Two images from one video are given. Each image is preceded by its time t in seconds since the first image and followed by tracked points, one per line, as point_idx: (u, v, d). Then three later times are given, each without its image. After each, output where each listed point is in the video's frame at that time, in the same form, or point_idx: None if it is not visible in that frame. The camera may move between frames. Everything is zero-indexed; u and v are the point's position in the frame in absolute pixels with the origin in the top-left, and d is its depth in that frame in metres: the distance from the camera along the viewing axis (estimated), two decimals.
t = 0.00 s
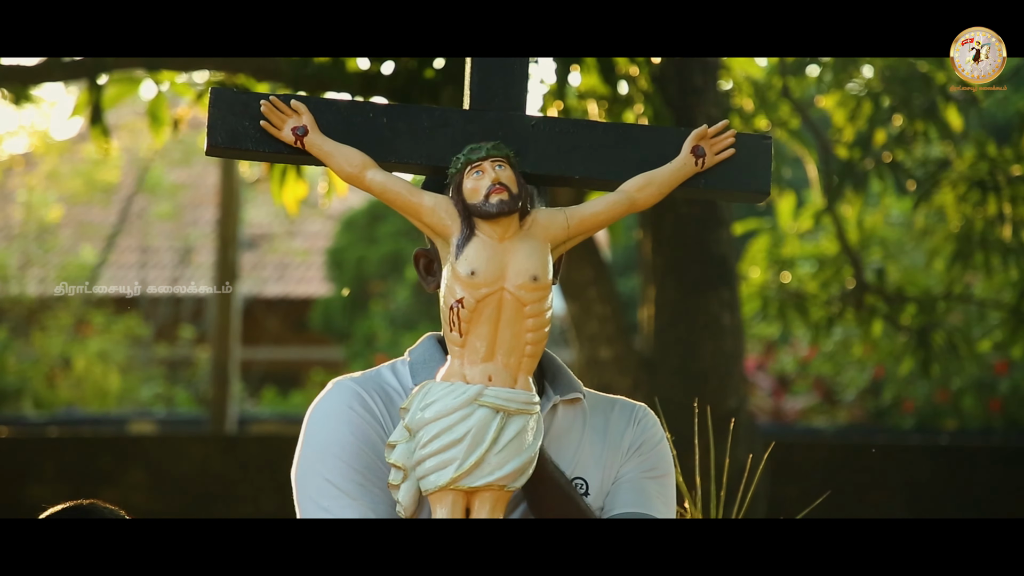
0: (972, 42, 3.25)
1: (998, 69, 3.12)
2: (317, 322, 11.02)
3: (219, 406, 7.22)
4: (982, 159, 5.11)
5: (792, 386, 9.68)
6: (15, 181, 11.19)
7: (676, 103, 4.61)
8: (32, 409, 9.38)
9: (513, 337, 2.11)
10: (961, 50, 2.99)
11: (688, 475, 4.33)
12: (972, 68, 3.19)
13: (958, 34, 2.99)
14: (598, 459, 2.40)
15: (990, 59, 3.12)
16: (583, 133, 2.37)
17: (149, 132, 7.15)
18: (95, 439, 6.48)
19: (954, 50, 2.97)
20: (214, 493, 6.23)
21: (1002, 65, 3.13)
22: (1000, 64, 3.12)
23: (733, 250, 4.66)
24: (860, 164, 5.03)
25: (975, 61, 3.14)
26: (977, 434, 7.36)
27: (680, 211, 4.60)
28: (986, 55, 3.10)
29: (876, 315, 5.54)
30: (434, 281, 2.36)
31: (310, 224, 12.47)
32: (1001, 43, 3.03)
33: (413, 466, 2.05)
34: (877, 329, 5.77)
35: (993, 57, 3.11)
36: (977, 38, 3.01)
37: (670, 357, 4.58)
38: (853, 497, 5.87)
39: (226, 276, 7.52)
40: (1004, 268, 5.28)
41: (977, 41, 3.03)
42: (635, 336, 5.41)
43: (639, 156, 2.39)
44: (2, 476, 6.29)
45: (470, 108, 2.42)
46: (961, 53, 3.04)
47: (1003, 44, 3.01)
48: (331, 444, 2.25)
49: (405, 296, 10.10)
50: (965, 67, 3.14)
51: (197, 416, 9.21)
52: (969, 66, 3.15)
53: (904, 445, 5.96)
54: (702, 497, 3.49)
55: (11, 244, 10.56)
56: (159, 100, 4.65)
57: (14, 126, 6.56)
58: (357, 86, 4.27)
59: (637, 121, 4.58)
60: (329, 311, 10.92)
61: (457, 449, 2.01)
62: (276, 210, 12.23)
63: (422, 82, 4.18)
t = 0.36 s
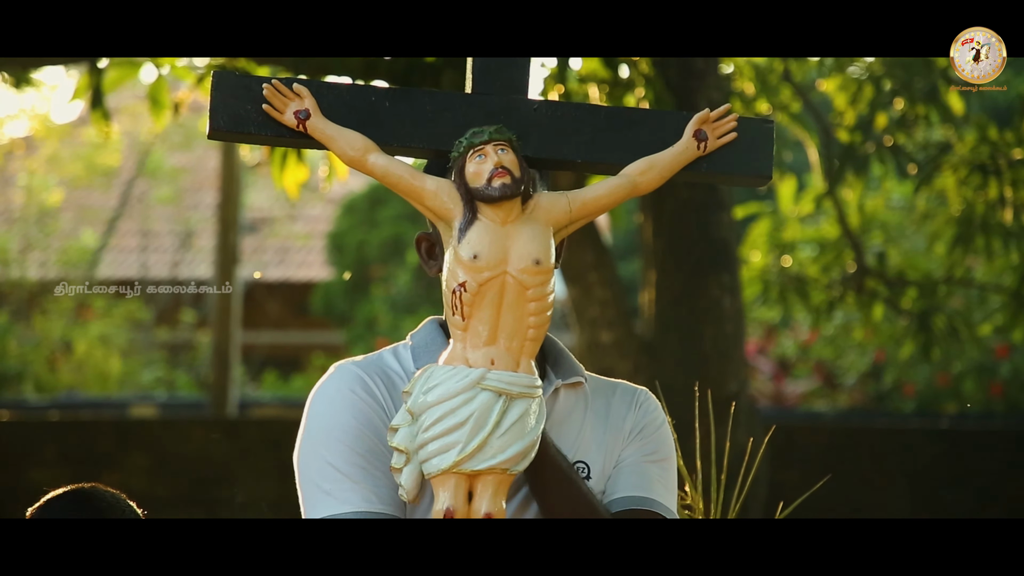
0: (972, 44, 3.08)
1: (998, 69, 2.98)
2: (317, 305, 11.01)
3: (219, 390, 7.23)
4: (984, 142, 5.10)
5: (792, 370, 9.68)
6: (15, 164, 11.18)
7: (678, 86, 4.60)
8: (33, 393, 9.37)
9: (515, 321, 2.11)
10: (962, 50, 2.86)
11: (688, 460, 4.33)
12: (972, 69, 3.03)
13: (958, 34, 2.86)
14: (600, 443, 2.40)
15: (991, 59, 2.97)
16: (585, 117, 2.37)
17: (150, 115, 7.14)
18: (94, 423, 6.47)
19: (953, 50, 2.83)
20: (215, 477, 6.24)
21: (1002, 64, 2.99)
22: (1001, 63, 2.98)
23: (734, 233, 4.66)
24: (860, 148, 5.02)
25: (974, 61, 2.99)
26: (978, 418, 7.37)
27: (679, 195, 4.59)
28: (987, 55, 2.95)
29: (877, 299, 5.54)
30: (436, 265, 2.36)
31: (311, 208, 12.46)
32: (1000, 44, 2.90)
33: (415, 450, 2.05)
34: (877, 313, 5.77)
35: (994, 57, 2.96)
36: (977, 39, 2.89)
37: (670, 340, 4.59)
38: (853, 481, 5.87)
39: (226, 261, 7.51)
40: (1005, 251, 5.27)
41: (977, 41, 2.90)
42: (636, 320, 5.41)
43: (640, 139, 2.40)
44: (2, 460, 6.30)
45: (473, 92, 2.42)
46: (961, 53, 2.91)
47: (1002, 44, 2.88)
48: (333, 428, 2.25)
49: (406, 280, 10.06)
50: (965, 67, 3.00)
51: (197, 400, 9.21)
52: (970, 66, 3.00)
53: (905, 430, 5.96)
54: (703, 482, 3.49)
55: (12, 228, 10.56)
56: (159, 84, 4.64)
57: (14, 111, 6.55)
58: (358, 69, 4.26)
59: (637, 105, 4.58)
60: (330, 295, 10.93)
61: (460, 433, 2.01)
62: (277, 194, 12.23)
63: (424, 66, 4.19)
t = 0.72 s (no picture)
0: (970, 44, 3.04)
1: (998, 70, 2.95)
2: (318, 289, 11.01)
3: (219, 374, 7.23)
4: (984, 126, 5.09)
5: (792, 354, 9.68)
6: (15, 148, 11.16)
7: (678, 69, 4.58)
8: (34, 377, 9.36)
9: (513, 306, 2.11)
10: (962, 50, 2.82)
11: (687, 442, 4.33)
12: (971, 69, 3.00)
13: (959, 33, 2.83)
14: (601, 427, 2.40)
15: (990, 59, 2.94)
16: (583, 101, 2.37)
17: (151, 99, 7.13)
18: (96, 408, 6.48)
19: (953, 50, 2.80)
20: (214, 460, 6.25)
21: (1002, 64, 2.96)
22: (1001, 63, 2.95)
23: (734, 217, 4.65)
24: (860, 132, 5.00)
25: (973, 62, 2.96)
26: (977, 401, 7.38)
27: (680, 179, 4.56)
28: (987, 55, 2.92)
29: (876, 284, 5.53)
30: (436, 249, 2.36)
31: (311, 192, 12.45)
32: (1000, 44, 2.88)
33: (414, 434, 2.05)
34: (877, 296, 5.76)
35: (993, 57, 2.94)
36: (977, 38, 2.86)
37: (671, 325, 4.59)
38: (852, 464, 5.88)
39: (226, 245, 7.51)
40: (1005, 234, 5.26)
41: (977, 41, 2.87)
42: (636, 304, 5.40)
43: (638, 123, 2.39)
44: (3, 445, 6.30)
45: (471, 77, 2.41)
46: (961, 53, 2.88)
47: (1002, 44, 2.86)
48: (334, 412, 2.25)
49: (407, 264, 10.05)
50: (965, 68, 2.97)
51: (198, 383, 9.23)
52: (969, 67, 2.97)
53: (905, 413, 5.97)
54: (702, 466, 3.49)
55: (12, 211, 10.56)
56: (159, 69, 4.64)
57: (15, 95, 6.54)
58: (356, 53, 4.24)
59: (637, 89, 4.57)
60: (330, 279, 10.95)
61: (458, 417, 2.01)
62: (277, 177, 12.22)
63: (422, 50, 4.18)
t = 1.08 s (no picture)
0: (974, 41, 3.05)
1: (998, 69, 2.97)
2: (317, 270, 11.01)
3: (219, 354, 7.23)
4: (984, 106, 5.07)
5: (791, 334, 9.70)
6: (14, 128, 11.13)
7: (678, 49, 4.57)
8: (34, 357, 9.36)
9: (513, 287, 2.10)
10: (962, 49, 2.85)
11: (686, 423, 4.33)
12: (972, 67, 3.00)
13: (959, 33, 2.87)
14: (602, 408, 2.40)
15: (990, 59, 2.97)
16: (584, 83, 2.37)
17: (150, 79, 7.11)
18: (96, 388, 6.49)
19: (954, 50, 2.84)
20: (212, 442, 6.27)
21: (1001, 64, 2.98)
22: (1000, 63, 2.98)
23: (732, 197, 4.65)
24: (860, 112, 4.99)
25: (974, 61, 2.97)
26: (975, 381, 7.40)
27: (679, 160, 4.55)
28: (987, 55, 2.95)
29: (876, 264, 5.53)
30: (437, 230, 2.36)
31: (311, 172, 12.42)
32: (1000, 44, 2.91)
33: (414, 415, 2.05)
34: (876, 277, 5.77)
35: (993, 57, 2.97)
36: (977, 38, 2.88)
37: (671, 305, 4.60)
38: (851, 446, 5.88)
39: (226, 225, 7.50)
40: (1005, 214, 5.26)
41: (977, 41, 2.91)
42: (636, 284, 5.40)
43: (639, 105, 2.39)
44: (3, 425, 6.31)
45: (471, 57, 2.41)
46: (961, 52, 2.91)
47: (1002, 44, 2.90)
48: (334, 393, 2.25)
49: (406, 245, 10.02)
50: (964, 68, 2.98)
51: (198, 364, 9.23)
52: (968, 66, 2.99)
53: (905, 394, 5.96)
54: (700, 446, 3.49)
55: (11, 192, 10.56)
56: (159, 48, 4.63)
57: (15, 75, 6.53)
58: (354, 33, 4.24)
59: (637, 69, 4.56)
60: (329, 260, 10.97)
61: (458, 398, 2.01)
62: (276, 157, 12.21)
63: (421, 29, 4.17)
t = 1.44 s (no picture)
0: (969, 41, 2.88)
1: (997, 70, 2.85)
2: (317, 250, 11.03)
3: (219, 333, 7.24)
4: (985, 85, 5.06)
5: (791, 314, 9.72)
6: (14, 108, 11.12)
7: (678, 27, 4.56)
8: (34, 336, 9.36)
9: (515, 267, 2.10)
10: (961, 49, 2.72)
11: (687, 404, 4.34)
12: (971, 69, 2.85)
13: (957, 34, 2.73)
14: (602, 388, 2.40)
15: (990, 59, 2.84)
16: (586, 62, 2.37)
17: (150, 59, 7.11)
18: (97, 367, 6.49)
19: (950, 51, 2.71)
20: (212, 420, 6.29)
21: (1002, 65, 2.86)
22: (1001, 64, 2.85)
23: (733, 175, 4.65)
24: (860, 91, 4.99)
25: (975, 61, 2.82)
26: (975, 360, 7.42)
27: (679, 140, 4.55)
28: (987, 55, 2.82)
29: (877, 243, 5.52)
30: (438, 209, 2.36)
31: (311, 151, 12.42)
32: (999, 44, 2.79)
33: (416, 395, 2.05)
34: (876, 256, 5.77)
35: (993, 57, 2.84)
36: (977, 38, 2.77)
37: (670, 284, 4.59)
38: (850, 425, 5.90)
39: (226, 205, 7.50)
40: (1005, 193, 5.25)
41: (977, 41, 2.78)
42: (637, 262, 5.41)
43: (640, 85, 2.39)
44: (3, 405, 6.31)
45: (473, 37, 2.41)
46: (960, 53, 2.79)
47: (1000, 43, 2.78)
48: (335, 373, 2.25)
49: (405, 224, 10.01)
50: (963, 69, 2.85)
51: (198, 343, 9.24)
52: (969, 67, 2.85)
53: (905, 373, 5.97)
54: (700, 426, 3.50)
55: (10, 172, 10.53)
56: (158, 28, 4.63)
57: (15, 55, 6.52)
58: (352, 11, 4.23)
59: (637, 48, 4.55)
60: (329, 239, 10.98)
61: (460, 377, 2.01)
62: (276, 137, 12.20)
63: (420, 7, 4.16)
